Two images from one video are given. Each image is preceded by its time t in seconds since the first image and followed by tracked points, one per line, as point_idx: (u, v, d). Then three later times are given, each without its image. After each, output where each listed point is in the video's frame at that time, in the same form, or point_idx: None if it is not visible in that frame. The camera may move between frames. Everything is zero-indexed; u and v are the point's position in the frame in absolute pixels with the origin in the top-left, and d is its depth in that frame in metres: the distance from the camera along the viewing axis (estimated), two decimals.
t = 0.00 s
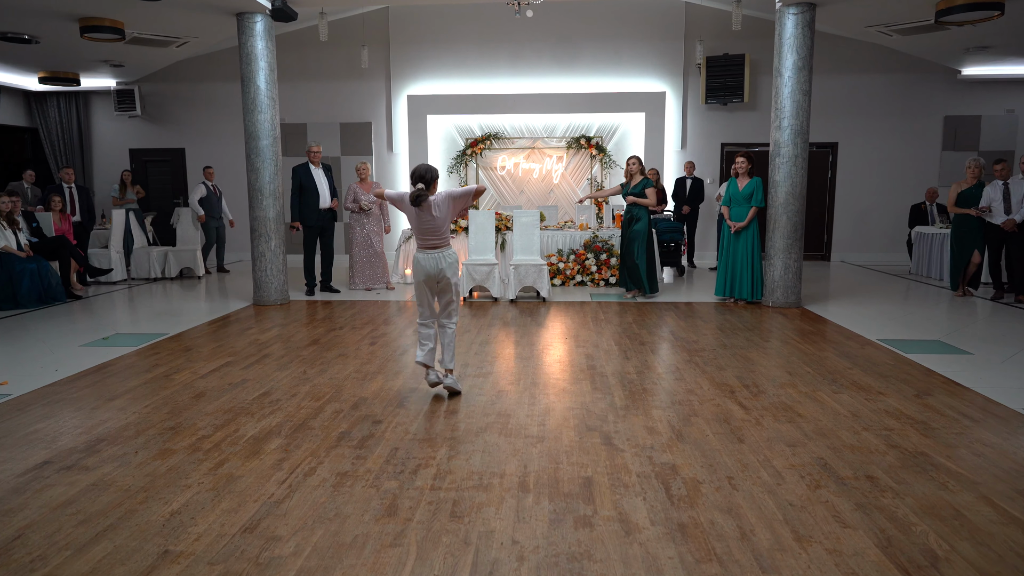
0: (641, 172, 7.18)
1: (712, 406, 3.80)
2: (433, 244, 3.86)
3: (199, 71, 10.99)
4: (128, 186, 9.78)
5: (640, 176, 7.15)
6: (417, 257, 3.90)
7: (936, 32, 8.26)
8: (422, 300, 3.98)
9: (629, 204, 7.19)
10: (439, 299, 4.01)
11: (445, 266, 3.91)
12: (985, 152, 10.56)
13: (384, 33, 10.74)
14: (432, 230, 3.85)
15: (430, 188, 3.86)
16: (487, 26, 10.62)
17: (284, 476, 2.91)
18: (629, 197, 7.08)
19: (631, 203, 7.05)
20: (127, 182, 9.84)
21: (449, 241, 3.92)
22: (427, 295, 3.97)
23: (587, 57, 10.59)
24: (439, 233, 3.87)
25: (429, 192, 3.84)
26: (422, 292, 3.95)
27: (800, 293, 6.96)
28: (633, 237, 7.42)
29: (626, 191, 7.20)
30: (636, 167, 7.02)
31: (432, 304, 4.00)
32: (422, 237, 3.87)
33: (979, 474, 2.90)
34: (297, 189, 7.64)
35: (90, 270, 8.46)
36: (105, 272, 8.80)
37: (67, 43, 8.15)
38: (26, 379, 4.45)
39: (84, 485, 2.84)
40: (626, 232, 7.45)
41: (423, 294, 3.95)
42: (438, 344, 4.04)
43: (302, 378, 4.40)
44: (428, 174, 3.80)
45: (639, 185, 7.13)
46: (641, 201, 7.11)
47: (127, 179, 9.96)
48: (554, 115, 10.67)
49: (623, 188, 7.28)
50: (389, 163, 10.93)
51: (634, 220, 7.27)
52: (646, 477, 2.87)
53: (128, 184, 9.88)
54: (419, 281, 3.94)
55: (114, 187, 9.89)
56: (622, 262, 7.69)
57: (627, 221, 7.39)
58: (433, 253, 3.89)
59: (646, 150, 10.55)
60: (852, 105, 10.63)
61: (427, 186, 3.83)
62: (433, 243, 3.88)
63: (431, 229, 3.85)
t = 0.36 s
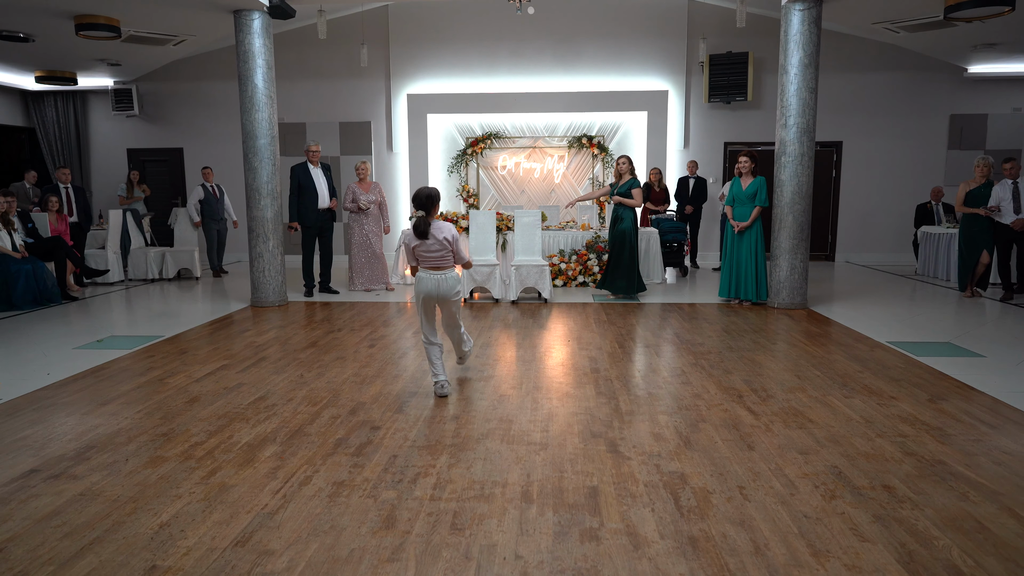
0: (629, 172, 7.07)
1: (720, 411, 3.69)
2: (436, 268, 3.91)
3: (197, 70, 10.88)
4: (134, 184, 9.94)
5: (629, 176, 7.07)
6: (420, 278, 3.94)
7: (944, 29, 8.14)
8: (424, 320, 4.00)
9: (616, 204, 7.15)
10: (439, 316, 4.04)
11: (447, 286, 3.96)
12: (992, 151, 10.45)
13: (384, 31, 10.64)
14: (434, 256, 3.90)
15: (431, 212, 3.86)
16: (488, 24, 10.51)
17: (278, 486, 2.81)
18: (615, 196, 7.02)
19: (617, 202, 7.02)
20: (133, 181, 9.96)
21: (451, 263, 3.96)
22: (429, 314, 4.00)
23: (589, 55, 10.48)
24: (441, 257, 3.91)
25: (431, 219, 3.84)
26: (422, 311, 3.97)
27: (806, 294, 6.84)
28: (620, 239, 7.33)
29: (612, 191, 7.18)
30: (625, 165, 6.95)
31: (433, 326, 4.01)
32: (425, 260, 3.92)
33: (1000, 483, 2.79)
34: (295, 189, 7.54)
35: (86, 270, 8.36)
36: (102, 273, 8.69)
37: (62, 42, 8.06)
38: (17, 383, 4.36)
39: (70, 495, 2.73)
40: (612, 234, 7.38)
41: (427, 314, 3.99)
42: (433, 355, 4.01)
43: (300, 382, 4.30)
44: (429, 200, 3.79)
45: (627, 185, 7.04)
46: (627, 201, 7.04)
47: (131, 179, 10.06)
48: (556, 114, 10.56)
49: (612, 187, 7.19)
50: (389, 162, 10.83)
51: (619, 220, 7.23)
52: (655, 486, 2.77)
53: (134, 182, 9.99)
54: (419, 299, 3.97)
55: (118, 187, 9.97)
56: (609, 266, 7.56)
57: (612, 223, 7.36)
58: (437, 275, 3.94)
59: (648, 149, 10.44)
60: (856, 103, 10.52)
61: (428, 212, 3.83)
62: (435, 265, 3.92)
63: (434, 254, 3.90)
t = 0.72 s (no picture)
0: (615, 170, 7.03)
1: (724, 419, 3.56)
2: (440, 243, 4.18)
3: (192, 68, 10.76)
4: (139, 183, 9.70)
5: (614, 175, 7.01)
6: (425, 255, 4.18)
7: (950, 26, 8.01)
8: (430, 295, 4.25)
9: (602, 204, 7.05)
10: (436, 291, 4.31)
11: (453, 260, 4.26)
12: (997, 150, 10.32)
13: (381, 29, 10.51)
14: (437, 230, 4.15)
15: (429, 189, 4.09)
16: (488, 21, 10.39)
17: (263, 500, 2.68)
18: (603, 196, 6.94)
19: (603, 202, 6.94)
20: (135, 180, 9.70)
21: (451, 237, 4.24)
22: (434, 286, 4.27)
23: (589, 53, 10.36)
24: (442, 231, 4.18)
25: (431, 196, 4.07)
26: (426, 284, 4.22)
27: (810, 295, 6.71)
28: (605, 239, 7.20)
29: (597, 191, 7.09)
30: (610, 165, 6.89)
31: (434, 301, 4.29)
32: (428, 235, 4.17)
33: (1019, 497, 2.66)
34: (290, 189, 7.41)
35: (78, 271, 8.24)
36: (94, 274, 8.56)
37: (53, 38, 7.94)
38: None
39: (44, 510, 2.61)
40: (597, 234, 7.24)
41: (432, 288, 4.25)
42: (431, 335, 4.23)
43: (291, 388, 4.17)
44: (429, 177, 4.03)
45: (613, 185, 7.02)
46: (615, 202, 6.97)
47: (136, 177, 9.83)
48: (555, 113, 10.43)
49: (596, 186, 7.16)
50: (386, 161, 10.70)
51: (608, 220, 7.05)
52: (658, 500, 2.64)
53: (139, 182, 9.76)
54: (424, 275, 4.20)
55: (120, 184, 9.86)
56: (593, 267, 7.44)
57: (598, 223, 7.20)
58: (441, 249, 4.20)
59: (649, 148, 10.31)
60: (860, 102, 10.40)
61: (428, 189, 4.06)
62: (439, 240, 4.19)
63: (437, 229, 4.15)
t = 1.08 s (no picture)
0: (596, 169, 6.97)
1: (731, 427, 3.43)
2: (439, 257, 4.13)
3: (187, 66, 10.62)
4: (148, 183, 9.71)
5: (593, 175, 6.98)
6: (424, 269, 4.15)
7: (957, 23, 7.88)
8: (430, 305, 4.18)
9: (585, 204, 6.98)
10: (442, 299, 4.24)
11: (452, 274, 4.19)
12: (1003, 149, 10.19)
13: (379, 27, 10.38)
14: (437, 244, 4.10)
15: (434, 204, 4.09)
16: (487, 19, 10.25)
17: (248, 514, 2.55)
18: (587, 196, 6.87)
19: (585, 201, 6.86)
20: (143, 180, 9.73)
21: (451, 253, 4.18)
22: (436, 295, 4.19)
23: (589, 50, 10.23)
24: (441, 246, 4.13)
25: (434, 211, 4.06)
26: (428, 294, 4.17)
27: (815, 297, 6.57)
28: (588, 239, 7.14)
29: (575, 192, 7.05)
30: (590, 164, 6.84)
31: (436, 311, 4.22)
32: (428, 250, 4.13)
33: None
34: (285, 189, 7.29)
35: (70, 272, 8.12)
36: (86, 274, 8.43)
37: (45, 34, 7.81)
38: None
39: (16, 525, 2.48)
40: (580, 234, 7.15)
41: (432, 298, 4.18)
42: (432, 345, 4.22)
43: (282, 393, 4.05)
44: (432, 191, 4.01)
45: (595, 184, 6.96)
46: (599, 201, 6.93)
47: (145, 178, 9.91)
48: (555, 111, 10.30)
49: (577, 186, 7.09)
50: (384, 160, 10.58)
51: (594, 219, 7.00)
52: (662, 515, 2.51)
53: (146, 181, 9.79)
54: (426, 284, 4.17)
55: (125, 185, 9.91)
56: (573, 270, 7.31)
57: (580, 223, 7.12)
58: (440, 263, 4.16)
59: (650, 147, 10.18)
60: (863, 101, 10.27)
61: (431, 204, 4.05)
62: (438, 255, 4.13)
63: (437, 244, 4.10)
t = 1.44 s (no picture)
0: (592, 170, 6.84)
1: (740, 437, 3.30)
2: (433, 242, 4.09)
3: (183, 64, 10.49)
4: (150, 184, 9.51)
5: (589, 174, 6.88)
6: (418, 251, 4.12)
7: (965, 20, 7.74)
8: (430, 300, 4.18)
9: (581, 204, 6.87)
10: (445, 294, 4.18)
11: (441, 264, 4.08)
12: (1010, 148, 10.05)
13: (377, 24, 10.25)
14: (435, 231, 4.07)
15: (448, 190, 4.07)
16: (487, 16, 10.11)
17: (233, 533, 2.41)
18: (585, 196, 6.77)
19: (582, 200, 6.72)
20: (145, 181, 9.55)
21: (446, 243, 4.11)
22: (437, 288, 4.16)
23: (590, 48, 10.09)
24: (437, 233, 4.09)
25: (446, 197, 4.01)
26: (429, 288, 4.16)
27: (822, 299, 6.43)
28: (582, 239, 7.03)
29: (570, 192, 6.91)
30: (586, 163, 6.73)
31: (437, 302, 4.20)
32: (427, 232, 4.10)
33: None
34: (281, 189, 7.15)
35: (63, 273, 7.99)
36: (79, 275, 8.30)
37: (38, 32, 7.66)
38: None
39: None
40: (577, 237, 7.05)
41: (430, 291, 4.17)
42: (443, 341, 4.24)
43: (274, 400, 3.91)
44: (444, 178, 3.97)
45: (592, 184, 6.83)
46: (597, 201, 6.83)
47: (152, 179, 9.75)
48: (556, 110, 10.16)
49: (572, 186, 6.94)
50: (383, 160, 10.45)
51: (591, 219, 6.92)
52: (672, 533, 2.37)
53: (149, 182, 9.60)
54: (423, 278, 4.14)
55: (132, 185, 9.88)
56: (567, 269, 7.24)
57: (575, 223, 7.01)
58: (432, 250, 4.08)
59: (652, 146, 10.04)
60: (868, 99, 10.14)
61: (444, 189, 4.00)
62: (432, 241, 4.10)
63: (434, 229, 4.07)
